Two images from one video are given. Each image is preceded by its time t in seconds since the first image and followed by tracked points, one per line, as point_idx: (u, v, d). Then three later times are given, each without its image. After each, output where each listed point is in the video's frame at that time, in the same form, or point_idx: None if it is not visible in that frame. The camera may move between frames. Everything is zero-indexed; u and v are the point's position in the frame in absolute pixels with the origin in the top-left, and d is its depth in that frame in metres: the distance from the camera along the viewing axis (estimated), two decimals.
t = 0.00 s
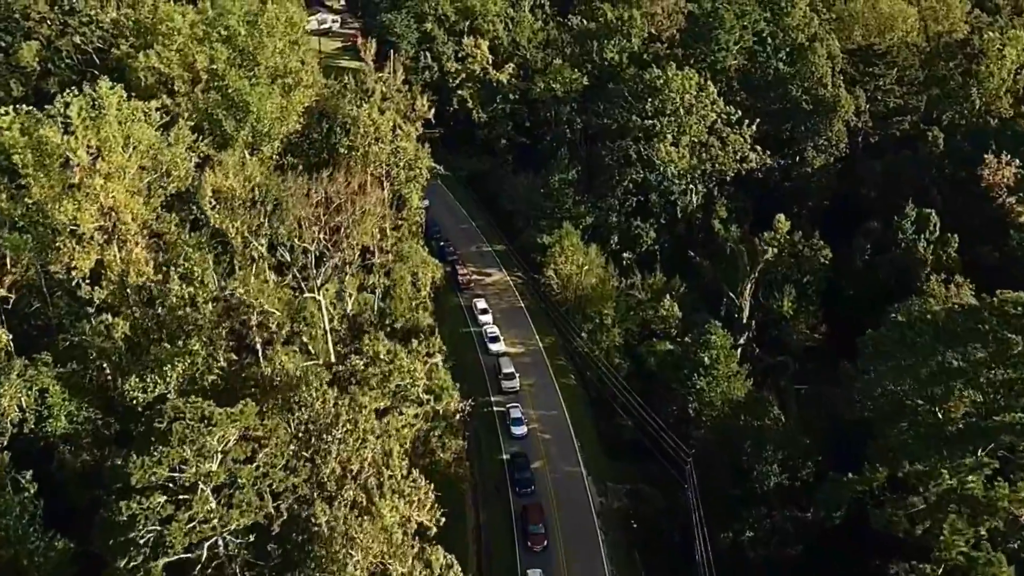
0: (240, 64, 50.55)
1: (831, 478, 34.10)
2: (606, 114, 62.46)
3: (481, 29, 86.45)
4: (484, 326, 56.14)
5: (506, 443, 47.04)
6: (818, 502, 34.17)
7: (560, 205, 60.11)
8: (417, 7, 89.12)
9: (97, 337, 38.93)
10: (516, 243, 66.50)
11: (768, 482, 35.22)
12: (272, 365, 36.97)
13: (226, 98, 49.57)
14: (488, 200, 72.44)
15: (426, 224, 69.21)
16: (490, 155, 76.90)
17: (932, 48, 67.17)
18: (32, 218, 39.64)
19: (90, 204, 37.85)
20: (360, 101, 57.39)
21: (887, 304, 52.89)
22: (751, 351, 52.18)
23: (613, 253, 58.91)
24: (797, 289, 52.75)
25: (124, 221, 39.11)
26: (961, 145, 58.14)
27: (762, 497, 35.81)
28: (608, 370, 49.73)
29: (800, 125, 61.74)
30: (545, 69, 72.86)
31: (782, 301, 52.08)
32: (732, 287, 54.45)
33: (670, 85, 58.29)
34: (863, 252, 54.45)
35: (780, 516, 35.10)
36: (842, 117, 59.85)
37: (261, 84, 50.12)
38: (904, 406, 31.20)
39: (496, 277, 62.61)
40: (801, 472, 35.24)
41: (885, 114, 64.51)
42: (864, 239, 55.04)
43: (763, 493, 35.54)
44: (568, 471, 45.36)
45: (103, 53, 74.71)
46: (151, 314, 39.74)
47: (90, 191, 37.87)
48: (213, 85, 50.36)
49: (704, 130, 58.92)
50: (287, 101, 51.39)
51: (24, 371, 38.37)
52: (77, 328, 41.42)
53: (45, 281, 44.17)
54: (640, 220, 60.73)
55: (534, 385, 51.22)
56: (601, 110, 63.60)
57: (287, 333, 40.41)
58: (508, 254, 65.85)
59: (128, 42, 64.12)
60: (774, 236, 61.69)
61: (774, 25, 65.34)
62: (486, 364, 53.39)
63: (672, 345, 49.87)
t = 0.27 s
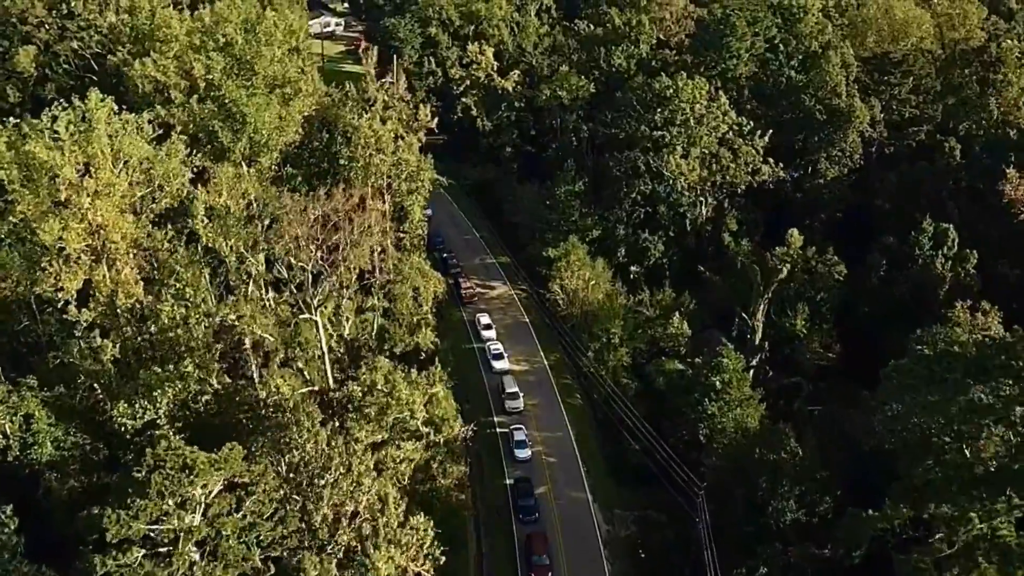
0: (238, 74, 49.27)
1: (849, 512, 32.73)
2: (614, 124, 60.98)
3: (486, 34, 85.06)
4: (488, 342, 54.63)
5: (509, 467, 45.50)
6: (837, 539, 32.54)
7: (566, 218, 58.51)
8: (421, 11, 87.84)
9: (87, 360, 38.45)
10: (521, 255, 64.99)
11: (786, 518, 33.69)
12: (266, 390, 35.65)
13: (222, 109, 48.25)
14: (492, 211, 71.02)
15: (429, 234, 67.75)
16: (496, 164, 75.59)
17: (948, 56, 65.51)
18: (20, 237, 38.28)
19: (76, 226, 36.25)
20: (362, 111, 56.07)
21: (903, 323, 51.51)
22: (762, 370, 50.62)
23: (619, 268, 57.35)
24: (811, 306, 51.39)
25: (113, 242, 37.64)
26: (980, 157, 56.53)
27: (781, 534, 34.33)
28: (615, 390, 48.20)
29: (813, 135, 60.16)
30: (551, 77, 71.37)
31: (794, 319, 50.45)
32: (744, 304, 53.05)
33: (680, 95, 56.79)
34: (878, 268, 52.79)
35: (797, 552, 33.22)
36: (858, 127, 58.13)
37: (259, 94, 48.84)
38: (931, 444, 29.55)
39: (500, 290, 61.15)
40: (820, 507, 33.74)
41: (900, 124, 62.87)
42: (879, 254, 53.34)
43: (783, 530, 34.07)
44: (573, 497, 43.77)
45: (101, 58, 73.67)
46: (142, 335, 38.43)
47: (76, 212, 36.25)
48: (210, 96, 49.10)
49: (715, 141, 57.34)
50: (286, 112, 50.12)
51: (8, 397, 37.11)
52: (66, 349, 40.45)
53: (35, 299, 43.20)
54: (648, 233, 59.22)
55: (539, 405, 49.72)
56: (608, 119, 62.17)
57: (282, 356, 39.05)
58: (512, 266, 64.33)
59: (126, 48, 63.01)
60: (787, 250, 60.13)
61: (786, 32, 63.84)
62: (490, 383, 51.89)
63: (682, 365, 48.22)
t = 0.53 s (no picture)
0: (227, 82, 47.68)
1: (865, 551, 31.34)
2: (616, 133, 59.43)
3: (484, 39, 83.62)
4: (486, 359, 53.06)
5: (508, 492, 43.96)
6: None
7: (567, 231, 56.86)
8: (418, 15, 86.45)
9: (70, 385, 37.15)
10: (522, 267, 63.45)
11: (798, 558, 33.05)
12: (254, 418, 34.18)
13: (211, 120, 46.72)
14: (492, 221, 69.51)
15: (427, 246, 66.17)
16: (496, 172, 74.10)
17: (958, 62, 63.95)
18: None
19: (54, 249, 34.70)
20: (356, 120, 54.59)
21: (915, 340, 49.86)
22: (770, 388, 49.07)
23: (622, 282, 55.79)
24: (820, 323, 49.80)
25: (94, 264, 36.12)
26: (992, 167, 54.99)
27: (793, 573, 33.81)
28: (617, 412, 46.49)
29: (820, 145, 58.69)
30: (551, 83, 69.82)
31: (803, 336, 48.85)
32: (751, 321, 51.51)
33: (684, 104, 55.22)
34: (889, 283, 51.16)
35: None
36: (865, 137, 56.74)
37: (250, 104, 47.32)
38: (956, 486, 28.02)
39: (499, 304, 59.60)
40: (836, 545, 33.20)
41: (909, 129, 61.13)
42: (890, 269, 51.53)
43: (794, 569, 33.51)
44: (574, 523, 42.19)
45: (91, 64, 72.30)
46: (126, 358, 37.08)
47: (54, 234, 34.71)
48: (198, 106, 47.59)
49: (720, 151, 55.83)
50: (278, 122, 48.63)
51: None
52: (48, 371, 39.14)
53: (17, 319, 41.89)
54: (651, 245, 57.57)
55: (539, 425, 48.15)
56: (610, 128, 60.75)
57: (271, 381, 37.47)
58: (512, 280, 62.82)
59: (116, 54, 61.69)
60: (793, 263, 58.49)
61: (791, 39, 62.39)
62: (489, 402, 50.34)
63: (687, 385, 46.65)
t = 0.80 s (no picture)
0: (217, 94, 46.13)
1: None
2: (618, 143, 57.93)
3: (483, 44, 82.23)
4: (485, 377, 51.54)
5: (508, 518, 42.40)
6: None
7: (568, 246, 55.14)
8: (416, 20, 85.06)
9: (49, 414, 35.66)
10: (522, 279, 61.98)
11: None
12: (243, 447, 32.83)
13: (200, 133, 45.17)
14: (492, 231, 68.13)
15: (424, 257, 64.67)
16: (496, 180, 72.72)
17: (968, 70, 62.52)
18: None
19: (33, 272, 33.10)
20: (352, 130, 53.06)
21: (925, 357, 48.51)
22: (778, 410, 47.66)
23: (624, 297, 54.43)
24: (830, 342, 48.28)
25: (75, 288, 34.58)
26: (1005, 180, 53.63)
27: None
28: (619, 434, 45.37)
29: (828, 155, 57.29)
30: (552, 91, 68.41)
31: (812, 355, 47.41)
32: (757, 337, 50.13)
33: (689, 114, 53.84)
34: (900, 299, 49.30)
35: None
36: (875, 148, 55.38)
37: (241, 116, 45.81)
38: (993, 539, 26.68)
39: (499, 318, 58.12)
40: None
41: (920, 137, 59.15)
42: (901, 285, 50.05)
43: None
44: (577, 552, 40.56)
45: (82, 70, 70.92)
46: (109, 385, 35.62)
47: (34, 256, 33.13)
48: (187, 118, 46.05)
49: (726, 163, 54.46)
50: (270, 134, 47.16)
51: None
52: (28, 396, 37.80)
53: None
54: (654, 258, 56.44)
55: (540, 447, 46.66)
56: (612, 137, 58.92)
57: (262, 406, 36.06)
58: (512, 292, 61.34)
59: (107, 60, 60.32)
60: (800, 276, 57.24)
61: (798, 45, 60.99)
62: (488, 423, 48.80)
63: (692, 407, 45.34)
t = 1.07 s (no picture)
0: (206, 105, 44.49)
1: None
2: (621, 153, 56.34)
3: (482, 49, 80.75)
4: (485, 397, 50.01)
5: (509, 547, 40.82)
6: None
7: (570, 261, 53.41)
8: (414, 25, 83.60)
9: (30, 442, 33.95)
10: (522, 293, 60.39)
11: None
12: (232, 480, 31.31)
13: (188, 146, 43.53)
14: (491, 242, 66.53)
15: (423, 269, 63.06)
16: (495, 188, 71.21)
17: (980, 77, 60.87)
18: None
19: (6, 298, 31.55)
20: (347, 141, 51.49)
21: (939, 376, 46.47)
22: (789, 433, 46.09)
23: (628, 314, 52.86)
24: (841, 363, 46.72)
25: (52, 313, 32.90)
26: (1019, 191, 52.08)
27: None
28: (621, 459, 43.92)
29: (837, 166, 55.69)
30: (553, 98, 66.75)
31: (824, 376, 45.69)
32: (766, 358, 48.58)
33: (694, 125, 52.36)
34: (914, 317, 47.89)
35: None
36: (885, 159, 53.80)
37: (230, 129, 44.16)
38: None
39: (498, 333, 56.53)
40: None
41: (931, 145, 57.16)
42: (913, 302, 48.51)
43: None
44: None
45: (72, 77, 69.39)
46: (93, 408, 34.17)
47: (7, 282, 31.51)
48: (174, 130, 44.39)
49: (732, 177, 52.90)
50: (262, 147, 45.58)
51: None
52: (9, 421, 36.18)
53: None
54: (658, 272, 54.88)
55: (541, 471, 45.06)
56: (615, 147, 57.28)
57: (251, 436, 34.50)
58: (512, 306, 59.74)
59: (96, 69, 58.86)
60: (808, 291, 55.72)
61: (805, 53, 59.61)
62: (488, 446, 47.31)
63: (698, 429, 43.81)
